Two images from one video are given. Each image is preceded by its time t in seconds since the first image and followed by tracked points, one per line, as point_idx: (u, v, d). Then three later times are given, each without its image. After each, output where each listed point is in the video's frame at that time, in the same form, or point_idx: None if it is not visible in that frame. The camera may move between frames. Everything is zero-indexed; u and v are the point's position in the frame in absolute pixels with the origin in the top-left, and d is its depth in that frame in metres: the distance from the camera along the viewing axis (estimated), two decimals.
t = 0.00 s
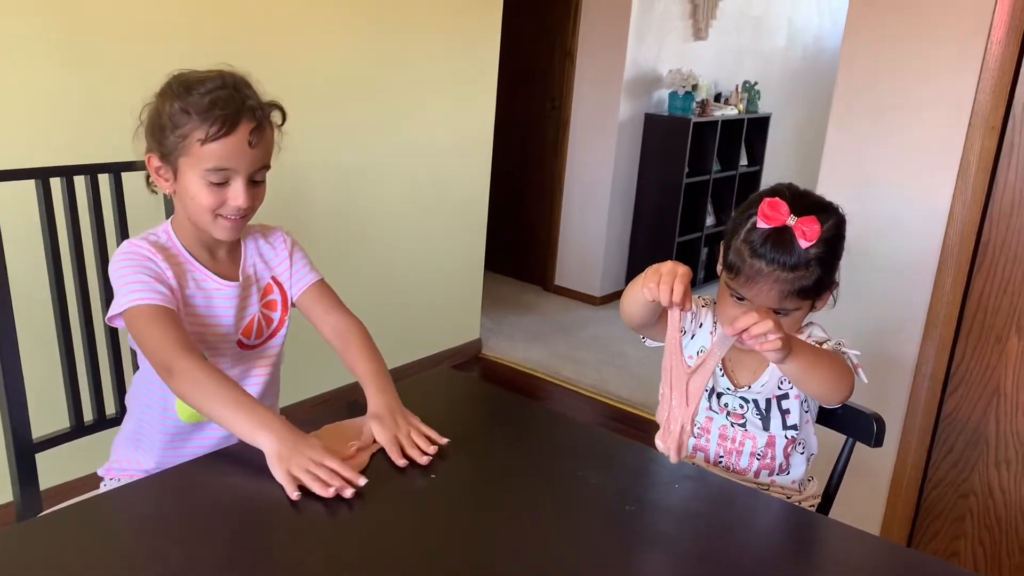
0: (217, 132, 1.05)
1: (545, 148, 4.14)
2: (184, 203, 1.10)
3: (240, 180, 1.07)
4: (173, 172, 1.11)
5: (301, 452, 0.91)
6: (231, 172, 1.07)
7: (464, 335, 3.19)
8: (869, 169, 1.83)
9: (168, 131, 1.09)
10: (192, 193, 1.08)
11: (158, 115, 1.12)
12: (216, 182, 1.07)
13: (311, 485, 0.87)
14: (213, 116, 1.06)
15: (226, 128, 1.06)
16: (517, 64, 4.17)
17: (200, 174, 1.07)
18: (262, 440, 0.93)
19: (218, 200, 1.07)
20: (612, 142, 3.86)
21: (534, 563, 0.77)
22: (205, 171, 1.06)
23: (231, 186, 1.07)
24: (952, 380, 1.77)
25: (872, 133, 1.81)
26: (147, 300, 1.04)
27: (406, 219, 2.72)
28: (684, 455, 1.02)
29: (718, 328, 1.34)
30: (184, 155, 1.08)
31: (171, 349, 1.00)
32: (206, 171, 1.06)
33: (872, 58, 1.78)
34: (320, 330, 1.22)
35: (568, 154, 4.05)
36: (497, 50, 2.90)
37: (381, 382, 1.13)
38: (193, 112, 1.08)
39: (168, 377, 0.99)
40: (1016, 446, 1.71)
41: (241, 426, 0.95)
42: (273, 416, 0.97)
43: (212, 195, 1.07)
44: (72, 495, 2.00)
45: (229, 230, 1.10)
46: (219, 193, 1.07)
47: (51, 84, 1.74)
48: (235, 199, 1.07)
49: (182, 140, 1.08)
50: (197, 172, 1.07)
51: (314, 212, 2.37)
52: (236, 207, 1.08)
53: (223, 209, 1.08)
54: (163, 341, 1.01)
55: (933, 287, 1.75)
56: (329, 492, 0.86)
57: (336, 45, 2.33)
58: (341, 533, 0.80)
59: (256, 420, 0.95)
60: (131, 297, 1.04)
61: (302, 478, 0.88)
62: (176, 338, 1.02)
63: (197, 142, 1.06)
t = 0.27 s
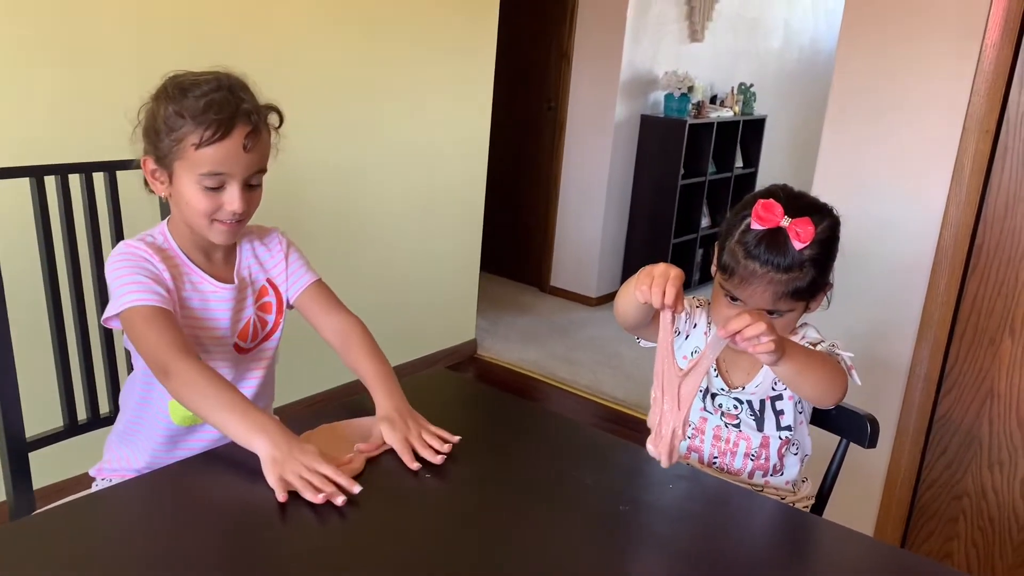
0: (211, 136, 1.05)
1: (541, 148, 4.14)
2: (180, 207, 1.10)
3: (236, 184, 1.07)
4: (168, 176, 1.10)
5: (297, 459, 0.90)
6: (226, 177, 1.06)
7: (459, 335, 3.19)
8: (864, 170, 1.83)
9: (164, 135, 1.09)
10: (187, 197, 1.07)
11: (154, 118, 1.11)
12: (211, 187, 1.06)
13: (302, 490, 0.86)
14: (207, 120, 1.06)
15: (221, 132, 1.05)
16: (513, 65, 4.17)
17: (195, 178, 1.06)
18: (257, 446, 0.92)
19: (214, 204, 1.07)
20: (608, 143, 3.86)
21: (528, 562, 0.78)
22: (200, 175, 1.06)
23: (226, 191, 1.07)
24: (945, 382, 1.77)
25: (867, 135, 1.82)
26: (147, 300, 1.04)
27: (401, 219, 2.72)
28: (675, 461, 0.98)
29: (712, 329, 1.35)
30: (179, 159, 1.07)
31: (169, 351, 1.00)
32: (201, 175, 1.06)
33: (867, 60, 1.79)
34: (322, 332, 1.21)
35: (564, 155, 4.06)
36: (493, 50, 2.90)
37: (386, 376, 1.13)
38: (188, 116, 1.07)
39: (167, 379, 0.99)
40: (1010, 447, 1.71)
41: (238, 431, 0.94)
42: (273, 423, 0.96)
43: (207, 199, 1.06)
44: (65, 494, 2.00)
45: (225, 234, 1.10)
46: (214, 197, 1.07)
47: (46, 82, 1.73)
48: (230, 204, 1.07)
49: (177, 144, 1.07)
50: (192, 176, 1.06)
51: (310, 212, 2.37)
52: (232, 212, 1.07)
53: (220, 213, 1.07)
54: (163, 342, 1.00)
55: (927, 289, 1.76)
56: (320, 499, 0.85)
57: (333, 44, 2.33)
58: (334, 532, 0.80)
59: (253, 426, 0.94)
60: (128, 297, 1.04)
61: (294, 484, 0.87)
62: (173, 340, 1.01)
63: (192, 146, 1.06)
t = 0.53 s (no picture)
0: (223, 136, 1.05)
1: (540, 147, 4.14)
2: (180, 202, 1.10)
3: (241, 185, 1.07)
4: (171, 169, 1.09)
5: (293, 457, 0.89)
6: (233, 177, 1.06)
7: (458, 334, 3.19)
8: (862, 170, 1.84)
9: (172, 128, 1.08)
10: (190, 193, 1.07)
11: (160, 109, 1.10)
12: (216, 185, 1.06)
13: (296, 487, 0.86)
14: (221, 119, 1.05)
15: (233, 132, 1.05)
16: (513, 64, 4.17)
17: (201, 175, 1.06)
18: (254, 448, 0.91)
19: (217, 203, 1.07)
20: (607, 143, 3.86)
21: (526, 559, 0.78)
22: (206, 173, 1.05)
23: (231, 190, 1.07)
24: (943, 382, 1.78)
25: (866, 134, 1.82)
26: (150, 297, 1.04)
27: (400, 218, 2.72)
28: (674, 464, 0.97)
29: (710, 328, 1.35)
30: (186, 154, 1.06)
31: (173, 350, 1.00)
32: (208, 173, 1.05)
33: (867, 60, 1.79)
34: (325, 328, 1.22)
35: (563, 153, 4.06)
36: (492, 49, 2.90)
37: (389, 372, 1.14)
38: (199, 112, 1.06)
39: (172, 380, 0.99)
40: (1007, 447, 1.72)
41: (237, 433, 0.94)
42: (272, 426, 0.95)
43: (212, 197, 1.07)
44: (64, 492, 2.00)
45: (224, 232, 1.10)
46: (218, 196, 1.07)
47: (45, 79, 1.73)
48: (234, 204, 1.07)
49: (185, 140, 1.06)
50: (198, 174, 1.06)
51: (309, 210, 2.37)
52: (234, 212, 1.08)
53: (221, 212, 1.08)
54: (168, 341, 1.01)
55: (925, 288, 1.76)
56: (310, 496, 0.85)
57: (332, 42, 2.33)
58: (333, 529, 0.80)
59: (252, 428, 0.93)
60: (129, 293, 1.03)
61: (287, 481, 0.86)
62: (178, 342, 1.01)
63: (202, 144, 1.05)
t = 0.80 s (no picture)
0: (235, 131, 1.05)
1: (545, 145, 4.14)
2: (191, 196, 1.09)
3: (252, 179, 1.07)
4: (182, 164, 1.09)
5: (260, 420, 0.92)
6: (244, 171, 1.06)
7: (463, 332, 3.20)
8: (870, 168, 1.83)
9: (182, 123, 1.07)
10: (202, 187, 1.07)
11: (169, 103, 1.09)
12: (227, 179, 1.06)
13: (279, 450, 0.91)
14: (233, 114, 1.05)
15: (245, 127, 1.05)
16: (518, 62, 4.17)
17: (213, 170, 1.06)
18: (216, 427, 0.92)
19: (229, 197, 1.07)
20: (612, 140, 3.86)
21: (532, 558, 0.78)
22: (218, 167, 1.05)
23: (242, 184, 1.07)
24: (951, 381, 1.77)
25: (874, 132, 1.81)
26: (126, 299, 1.04)
27: (406, 216, 2.72)
28: (678, 467, 0.95)
29: (719, 327, 1.34)
30: (197, 149, 1.06)
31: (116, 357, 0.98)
32: (220, 167, 1.06)
33: (874, 58, 1.78)
34: (337, 312, 1.26)
35: (568, 151, 4.05)
36: (498, 47, 2.89)
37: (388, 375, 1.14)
38: (210, 106, 1.06)
39: (114, 392, 0.96)
40: (1015, 447, 1.71)
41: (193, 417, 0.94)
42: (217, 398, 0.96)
43: (223, 191, 1.07)
44: (71, 489, 2.00)
45: (234, 226, 1.10)
46: (230, 190, 1.07)
47: (52, 77, 1.74)
48: (245, 198, 1.07)
49: (197, 134, 1.06)
50: (210, 168, 1.06)
51: (315, 208, 2.37)
52: (245, 206, 1.08)
53: (232, 206, 1.08)
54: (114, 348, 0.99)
55: (932, 287, 1.76)
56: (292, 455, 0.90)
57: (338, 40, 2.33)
58: (340, 526, 0.80)
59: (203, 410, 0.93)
60: (111, 294, 1.04)
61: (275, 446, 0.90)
62: (126, 348, 0.99)
63: (213, 138, 1.05)
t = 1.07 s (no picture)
0: (248, 136, 1.05)
1: (551, 144, 4.13)
2: (205, 200, 1.10)
3: (265, 184, 1.08)
4: (196, 168, 1.10)
5: (290, 427, 0.95)
6: (257, 176, 1.07)
7: (469, 331, 3.20)
8: (876, 167, 1.83)
9: (197, 127, 1.08)
10: (215, 192, 1.08)
11: (185, 108, 1.10)
12: (240, 184, 1.07)
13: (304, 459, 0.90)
14: (246, 119, 1.06)
15: (258, 134, 1.06)
16: (524, 61, 4.17)
17: (226, 175, 1.06)
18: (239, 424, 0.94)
19: (241, 202, 1.07)
20: (618, 140, 3.85)
21: (535, 557, 0.78)
22: (231, 173, 1.06)
23: (255, 189, 1.08)
24: (957, 381, 1.76)
25: (880, 131, 1.81)
26: (142, 297, 1.05)
27: (411, 215, 2.73)
28: (684, 472, 0.94)
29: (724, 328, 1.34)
30: (211, 154, 1.07)
31: (134, 352, 1.00)
32: (233, 173, 1.06)
33: (881, 56, 1.77)
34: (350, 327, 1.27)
35: (574, 151, 4.05)
36: (503, 46, 2.89)
37: (395, 378, 1.14)
38: (224, 112, 1.06)
39: (131, 392, 0.98)
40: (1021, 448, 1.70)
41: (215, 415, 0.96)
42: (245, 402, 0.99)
43: (236, 197, 1.07)
44: (78, 486, 2.01)
45: (247, 231, 1.11)
46: (243, 194, 1.07)
47: (60, 77, 1.74)
48: (258, 203, 1.08)
49: (211, 140, 1.07)
50: (223, 173, 1.06)
51: (320, 207, 2.38)
52: (258, 211, 1.08)
53: (245, 211, 1.08)
54: (132, 341, 1.01)
55: (938, 287, 1.75)
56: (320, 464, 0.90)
57: (344, 40, 2.33)
58: (344, 525, 0.80)
59: (229, 407, 0.96)
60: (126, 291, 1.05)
61: (295, 449, 0.91)
62: (142, 348, 1.01)
63: (227, 144, 1.06)
